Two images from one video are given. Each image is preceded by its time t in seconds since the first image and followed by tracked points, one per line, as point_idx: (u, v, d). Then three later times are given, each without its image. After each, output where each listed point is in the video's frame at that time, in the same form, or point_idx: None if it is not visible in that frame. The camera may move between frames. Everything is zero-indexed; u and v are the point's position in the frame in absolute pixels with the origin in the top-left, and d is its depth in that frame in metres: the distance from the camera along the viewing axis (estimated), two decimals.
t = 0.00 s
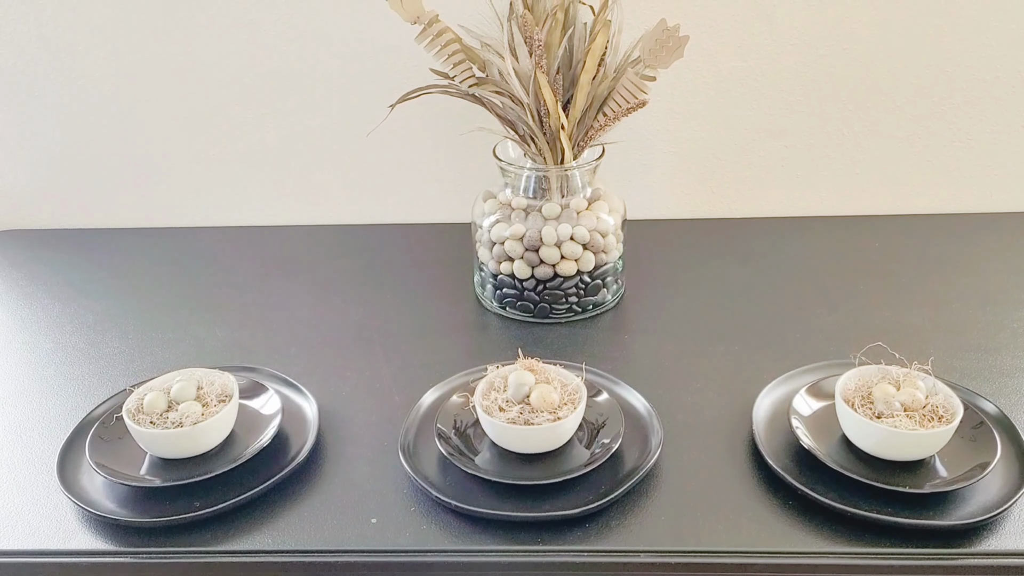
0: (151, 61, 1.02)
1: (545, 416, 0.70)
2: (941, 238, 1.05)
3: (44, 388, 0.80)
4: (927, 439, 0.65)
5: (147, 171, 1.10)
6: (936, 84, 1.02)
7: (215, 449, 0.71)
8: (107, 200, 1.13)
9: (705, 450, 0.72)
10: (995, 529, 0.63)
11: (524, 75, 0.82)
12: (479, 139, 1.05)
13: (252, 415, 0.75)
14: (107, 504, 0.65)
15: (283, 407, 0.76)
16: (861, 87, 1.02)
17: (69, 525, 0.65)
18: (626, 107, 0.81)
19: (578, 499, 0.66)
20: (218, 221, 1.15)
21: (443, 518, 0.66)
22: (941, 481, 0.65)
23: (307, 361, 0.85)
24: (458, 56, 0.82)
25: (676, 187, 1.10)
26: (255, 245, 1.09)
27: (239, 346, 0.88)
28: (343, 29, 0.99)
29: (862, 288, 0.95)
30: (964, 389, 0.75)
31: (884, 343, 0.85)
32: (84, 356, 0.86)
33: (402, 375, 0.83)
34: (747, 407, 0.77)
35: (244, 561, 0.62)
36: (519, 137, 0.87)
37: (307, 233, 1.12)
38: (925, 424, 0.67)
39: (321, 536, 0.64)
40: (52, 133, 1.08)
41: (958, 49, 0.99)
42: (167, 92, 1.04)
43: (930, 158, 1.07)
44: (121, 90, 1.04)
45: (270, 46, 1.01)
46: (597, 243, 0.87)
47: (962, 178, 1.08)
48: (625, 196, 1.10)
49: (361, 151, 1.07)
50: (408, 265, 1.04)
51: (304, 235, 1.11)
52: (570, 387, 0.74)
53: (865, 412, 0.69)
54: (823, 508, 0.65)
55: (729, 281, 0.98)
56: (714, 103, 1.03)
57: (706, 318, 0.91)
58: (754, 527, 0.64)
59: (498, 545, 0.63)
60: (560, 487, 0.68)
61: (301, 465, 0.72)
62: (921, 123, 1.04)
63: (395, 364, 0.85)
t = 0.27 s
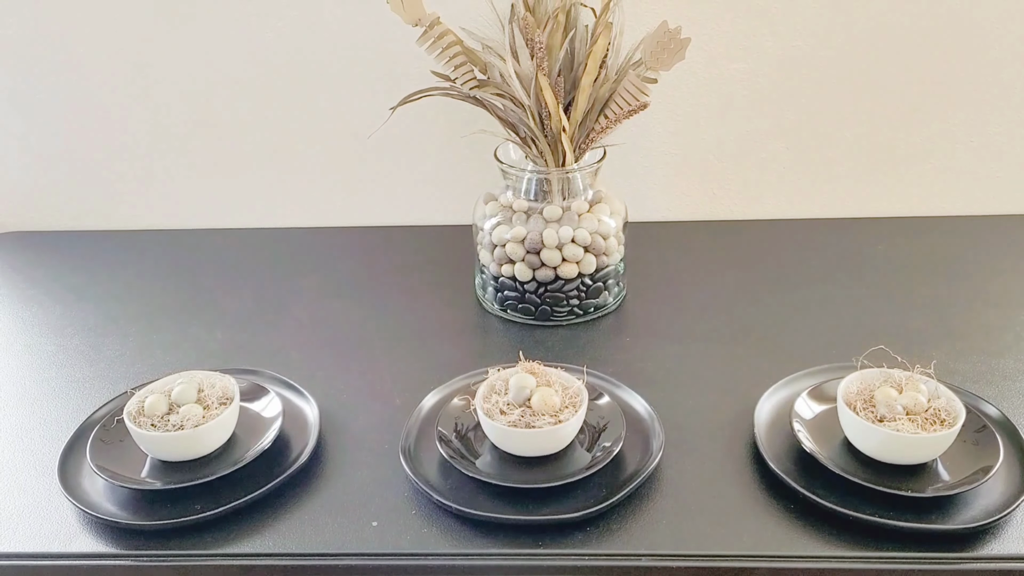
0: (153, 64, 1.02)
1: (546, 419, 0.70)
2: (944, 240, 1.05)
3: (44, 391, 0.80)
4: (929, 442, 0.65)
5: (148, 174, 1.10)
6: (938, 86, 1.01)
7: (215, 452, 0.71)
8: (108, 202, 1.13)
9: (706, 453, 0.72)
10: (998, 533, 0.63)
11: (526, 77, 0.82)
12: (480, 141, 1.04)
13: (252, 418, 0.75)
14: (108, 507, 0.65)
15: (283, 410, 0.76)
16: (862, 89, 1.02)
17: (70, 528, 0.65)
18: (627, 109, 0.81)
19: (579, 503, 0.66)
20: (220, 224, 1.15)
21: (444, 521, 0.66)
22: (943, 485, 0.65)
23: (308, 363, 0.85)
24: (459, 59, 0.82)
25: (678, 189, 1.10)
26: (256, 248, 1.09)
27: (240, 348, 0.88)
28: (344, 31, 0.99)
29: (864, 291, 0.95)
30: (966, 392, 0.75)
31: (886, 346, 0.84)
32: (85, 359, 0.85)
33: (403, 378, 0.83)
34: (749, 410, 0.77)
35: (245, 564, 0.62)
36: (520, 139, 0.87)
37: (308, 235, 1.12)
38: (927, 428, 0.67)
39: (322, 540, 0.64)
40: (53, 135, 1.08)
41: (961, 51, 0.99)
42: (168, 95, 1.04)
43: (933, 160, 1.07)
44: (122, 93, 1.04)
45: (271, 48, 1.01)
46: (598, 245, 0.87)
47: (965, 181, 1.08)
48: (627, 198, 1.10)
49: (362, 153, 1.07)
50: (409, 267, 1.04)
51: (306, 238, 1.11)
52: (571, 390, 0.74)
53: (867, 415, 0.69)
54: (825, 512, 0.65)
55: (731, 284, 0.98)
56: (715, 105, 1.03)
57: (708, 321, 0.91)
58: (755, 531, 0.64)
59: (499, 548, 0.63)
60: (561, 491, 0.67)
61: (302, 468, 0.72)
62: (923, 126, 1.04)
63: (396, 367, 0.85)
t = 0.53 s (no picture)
0: (154, 67, 1.02)
1: (547, 423, 0.70)
2: (945, 244, 1.05)
3: (45, 394, 0.80)
4: (931, 447, 0.65)
5: (149, 176, 1.10)
6: (939, 90, 1.01)
7: (216, 455, 0.71)
8: (109, 205, 1.13)
9: (707, 457, 0.72)
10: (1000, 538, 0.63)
11: (527, 81, 0.82)
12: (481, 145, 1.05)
13: (253, 422, 0.75)
14: (108, 510, 0.65)
15: (284, 414, 0.76)
16: (863, 93, 1.02)
17: (70, 532, 0.65)
18: (628, 113, 0.81)
19: (580, 507, 0.66)
20: (221, 227, 1.15)
21: (444, 526, 0.66)
22: (944, 490, 0.65)
23: (308, 367, 0.85)
24: (460, 62, 0.82)
25: (679, 192, 1.10)
26: (257, 251, 1.09)
27: (241, 352, 0.88)
28: (345, 34, 0.99)
29: (865, 294, 0.95)
30: (967, 396, 0.75)
31: (888, 350, 0.84)
32: (85, 362, 0.85)
33: (403, 381, 0.83)
34: (750, 414, 0.77)
35: (245, 569, 0.61)
36: (521, 143, 0.87)
37: (309, 238, 1.12)
38: (928, 433, 0.66)
39: (322, 544, 0.64)
40: (54, 139, 1.08)
41: (962, 54, 0.99)
42: (170, 98, 1.04)
43: (934, 164, 1.07)
44: (123, 96, 1.05)
45: (272, 51, 1.01)
46: (599, 248, 0.87)
47: (966, 185, 1.08)
48: (628, 202, 1.10)
49: (363, 156, 1.07)
50: (409, 270, 1.04)
51: (306, 241, 1.11)
52: (572, 394, 0.74)
53: (868, 420, 0.69)
54: (826, 516, 0.65)
55: (732, 288, 0.98)
56: (716, 109, 1.03)
57: (709, 324, 0.91)
58: (756, 535, 0.64)
59: (500, 553, 0.63)
60: (561, 495, 0.67)
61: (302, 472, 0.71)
62: (924, 129, 1.04)
63: (396, 370, 0.85)
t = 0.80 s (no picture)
0: (154, 71, 1.02)
1: (546, 428, 0.69)
2: (944, 249, 1.05)
3: (43, 399, 0.80)
4: (930, 452, 0.65)
5: (148, 181, 1.10)
6: (938, 95, 1.01)
7: (214, 461, 0.71)
8: (108, 209, 1.13)
9: (706, 463, 0.72)
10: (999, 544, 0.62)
11: (527, 86, 0.82)
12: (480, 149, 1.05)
13: (252, 427, 0.75)
14: (106, 516, 0.65)
15: (283, 419, 0.76)
16: (863, 98, 1.02)
17: (68, 537, 0.64)
18: (627, 118, 0.81)
19: (579, 513, 0.66)
20: (220, 231, 1.15)
21: (443, 531, 0.65)
22: (944, 496, 0.65)
23: (307, 371, 0.85)
24: (460, 67, 0.82)
25: (678, 197, 1.10)
26: (256, 255, 1.09)
27: (240, 356, 0.87)
28: (344, 38, 0.99)
29: (864, 299, 0.95)
30: (966, 402, 0.75)
31: (887, 355, 0.84)
32: (84, 366, 0.85)
33: (402, 386, 0.83)
34: (749, 420, 0.77)
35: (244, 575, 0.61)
36: (521, 147, 0.87)
37: (308, 242, 1.12)
38: (927, 438, 0.66)
39: (321, 550, 0.63)
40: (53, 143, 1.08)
41: (961, 60, 0.99)
42: (169, 102, 1.04)
43: (933, 169, 1.07)
44: (123, 100, 1.04)
45: (271, 55, 1.01)
46: (598, 253, 0.87)
47: (965, 190, 1.08)
48: (627, 206, 1.10)
49: (362, 161, 1.07)
50: (409, 275, 1.04)
51: (306, 246, 1.11)
52: (571, 399, 0.74)
53: (868, 425, 0.69)
54: (826, 522, 0.65)
55: (731, 292, 0.98)
56: (716, 114, 1.03)
57: (708, 329, 0.91)
58: (756, 541, 0.64)
59: (499, 559, 0.62)
60: (561, 500, 0.67)
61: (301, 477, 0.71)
62: (923, 134, 1.04)
63: (396, 375, 0.84)
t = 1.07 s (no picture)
0: (154, 77, 1.02)
1: (546, 435, 0.69)
2: (944, 256, 1.05)
3: (43, 405, 0.80)
4: (930, 460, 0.65)
5: (149, 186, 1.10)
6: (938, 101, 1.02)
7: (214, 467, 0.71)
8: (108, 214, 1.13)
9: (706, 470, 0.72)
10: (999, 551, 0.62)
11: (527, 93, 0.82)
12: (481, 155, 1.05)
13: (252, 433, 0.75)
14: (106, 522, 0.65)
15: (283, 425, 0.76)
16: (863, 105, 1.02)
17: (67, 544, 0.64)
18: (628, 124, 0.81)
19: (579, 520, 0.66)
20: (220, 236, 1.14)
21: (443, 538, 0.65)
22: (944, 504, 0.65)
23: (307, 377, 0.85)
24: (460, 73, 0.82)
25: (678, 203, 1.10)
26: (256, 261, 1.09)
27: (239, 362, 0.87)
28: (345, 44, 0.99)
29: (865, 306, 0.95)
30: (966, 409, 0.75)
31: (887, 362, 0.84)
32: (83, 372, 0.85)
33: (402, 392, 0.83)
34: (749, 427, 0.77)
35: None
36: (521, 153, 0.87)
37: (308, 247, 1.12)
38: (927, 446, 0.66)
39: (320, 556, 0.63)
40: (53, 148, 1.08)
41: (961, 67, 0.99)
42: (170, 107, 1.04)
43: (933, 175, 1.07)
44: (123, 106, 1.04)
45: (272, 60, 1.01)
46: (598, 259, 0.87)
47: (965, 196, 1.08)
48: (628, 212, 1.10)
49: (363, 166, 1.07)
50: (409, 280, 1.04)
51: (306, 251, 1.11)
52: (571, 405, 0.74)
53: (868, 433, 0.69)
54: (826, 530, 0.65)
55: (731, 299, 0.98)
56: (716, 120, 1.03)
57: (708, 335, 0.91)
58: (756, 549, 0.63)
59: (499, 566, 0.62)
60: (561, 507, 0.67)
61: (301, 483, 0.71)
62: (923, 141, 1.04)
63: (396, 381, 0.84)
